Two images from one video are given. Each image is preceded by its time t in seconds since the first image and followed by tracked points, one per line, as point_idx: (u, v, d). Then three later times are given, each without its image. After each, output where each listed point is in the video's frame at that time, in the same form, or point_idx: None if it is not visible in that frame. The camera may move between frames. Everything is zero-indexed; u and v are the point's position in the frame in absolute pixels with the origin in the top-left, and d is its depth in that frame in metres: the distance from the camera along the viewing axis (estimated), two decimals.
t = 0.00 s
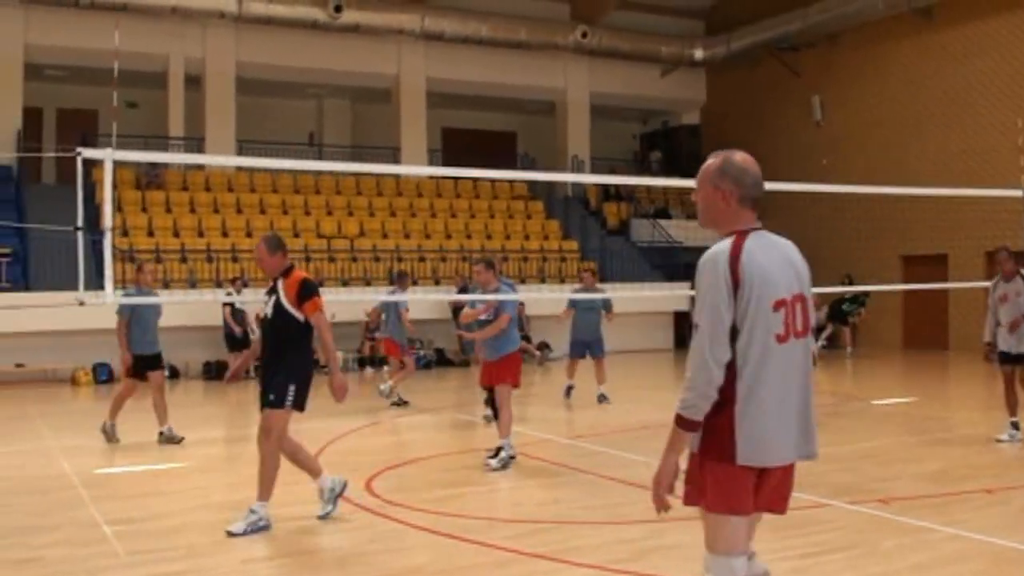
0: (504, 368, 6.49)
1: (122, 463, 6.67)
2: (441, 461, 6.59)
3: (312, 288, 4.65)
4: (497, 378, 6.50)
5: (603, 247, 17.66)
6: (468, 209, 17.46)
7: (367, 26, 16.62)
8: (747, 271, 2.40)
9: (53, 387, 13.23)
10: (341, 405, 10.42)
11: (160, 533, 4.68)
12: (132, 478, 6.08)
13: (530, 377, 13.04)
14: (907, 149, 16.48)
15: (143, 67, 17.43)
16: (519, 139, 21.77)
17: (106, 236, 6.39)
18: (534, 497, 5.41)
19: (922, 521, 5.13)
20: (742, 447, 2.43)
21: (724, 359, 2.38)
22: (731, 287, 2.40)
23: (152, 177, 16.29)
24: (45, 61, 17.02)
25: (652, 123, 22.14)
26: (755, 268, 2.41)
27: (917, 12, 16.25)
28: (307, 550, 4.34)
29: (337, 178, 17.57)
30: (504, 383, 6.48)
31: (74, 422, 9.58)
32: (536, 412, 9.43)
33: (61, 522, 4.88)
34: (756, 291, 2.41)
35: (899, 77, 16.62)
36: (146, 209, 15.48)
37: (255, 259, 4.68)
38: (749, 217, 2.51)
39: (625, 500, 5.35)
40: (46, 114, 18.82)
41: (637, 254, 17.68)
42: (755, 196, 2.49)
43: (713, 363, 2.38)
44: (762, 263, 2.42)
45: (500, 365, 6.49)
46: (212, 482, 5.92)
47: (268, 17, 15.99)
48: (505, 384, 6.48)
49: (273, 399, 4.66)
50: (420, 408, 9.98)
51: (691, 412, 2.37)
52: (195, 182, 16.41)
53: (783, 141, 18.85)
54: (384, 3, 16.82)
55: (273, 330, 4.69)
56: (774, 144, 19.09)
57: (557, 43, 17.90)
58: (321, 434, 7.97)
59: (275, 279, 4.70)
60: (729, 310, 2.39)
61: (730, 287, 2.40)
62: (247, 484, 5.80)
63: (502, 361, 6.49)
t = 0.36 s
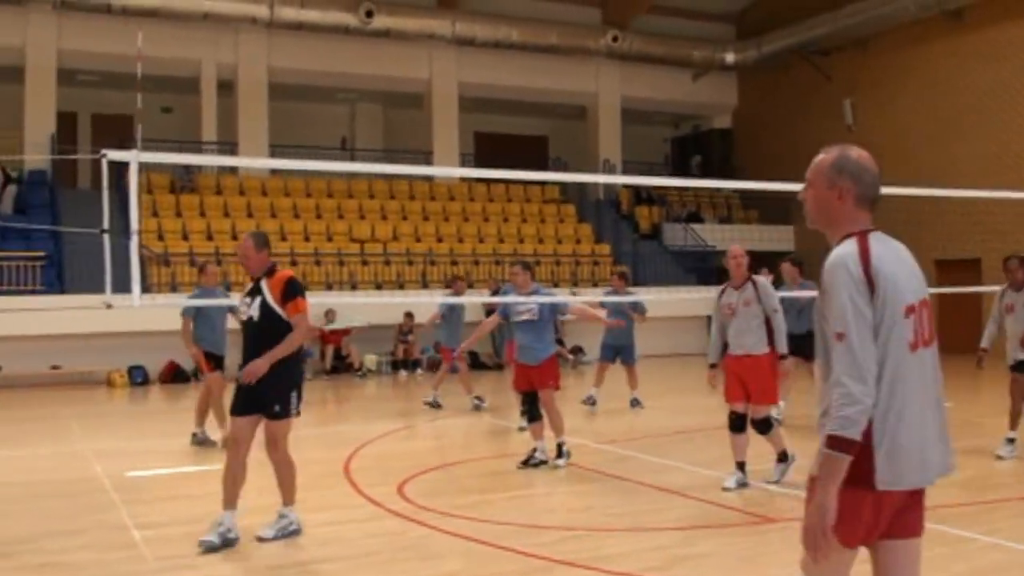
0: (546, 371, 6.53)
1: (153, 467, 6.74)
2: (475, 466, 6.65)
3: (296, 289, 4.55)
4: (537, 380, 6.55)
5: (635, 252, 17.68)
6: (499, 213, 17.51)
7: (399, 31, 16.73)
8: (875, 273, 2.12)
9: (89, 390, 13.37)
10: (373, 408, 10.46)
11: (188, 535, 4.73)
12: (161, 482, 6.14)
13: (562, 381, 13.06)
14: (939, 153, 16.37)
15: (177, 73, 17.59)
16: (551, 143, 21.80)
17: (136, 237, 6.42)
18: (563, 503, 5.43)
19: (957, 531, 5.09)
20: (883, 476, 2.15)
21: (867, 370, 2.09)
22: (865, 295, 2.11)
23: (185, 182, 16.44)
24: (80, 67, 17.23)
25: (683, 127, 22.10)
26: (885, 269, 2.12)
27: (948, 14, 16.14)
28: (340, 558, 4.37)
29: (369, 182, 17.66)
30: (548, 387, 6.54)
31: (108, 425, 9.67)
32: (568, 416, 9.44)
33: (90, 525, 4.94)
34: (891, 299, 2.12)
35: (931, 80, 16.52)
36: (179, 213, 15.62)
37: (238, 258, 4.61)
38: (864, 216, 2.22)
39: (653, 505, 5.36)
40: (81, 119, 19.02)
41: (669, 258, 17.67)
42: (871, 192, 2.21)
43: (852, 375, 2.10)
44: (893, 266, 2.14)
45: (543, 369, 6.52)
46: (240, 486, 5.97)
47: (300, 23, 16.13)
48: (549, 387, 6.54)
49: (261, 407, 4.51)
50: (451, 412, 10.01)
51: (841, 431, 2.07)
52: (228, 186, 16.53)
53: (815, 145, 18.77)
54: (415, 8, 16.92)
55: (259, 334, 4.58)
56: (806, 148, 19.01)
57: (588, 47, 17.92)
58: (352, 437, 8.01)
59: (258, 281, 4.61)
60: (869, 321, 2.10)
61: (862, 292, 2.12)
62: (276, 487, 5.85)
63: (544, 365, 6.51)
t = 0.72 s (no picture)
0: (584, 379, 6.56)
1: (184, 470, 6.83)
2: (506, 472, 6.70)
3: (311, 290, 4.29)
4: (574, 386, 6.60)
5: (666, 256, 17.68)
6: (531, 216, 17.57)
7: (430, 36, 16.86)
8: (1003, 271, 1.87)
9: (125, 393, 13.53)
10: (404, 413, 10.52)
11: (218, 540, 4.79)
12: (191, 486, 6.22)
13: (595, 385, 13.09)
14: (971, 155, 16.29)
15: (211, 79, 17.76)
16: (582, 147, 21.83)
17: (161, 240, 6.36)
18: (592, 511, 5.46)
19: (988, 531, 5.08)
20: (1014, 492, 1.94)
21: (989, 381, 1.87)
22: (991, 295, 1.87)
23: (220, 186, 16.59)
24: (115, 73, 17.42)
25: (714, 131, 22.05)
26: (1018, 269, 1.88)
27: (977, 15, 16.08)
28: (369, 564, 4.41)
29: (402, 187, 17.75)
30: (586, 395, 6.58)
31: (140, 429, 9.77)
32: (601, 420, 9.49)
33: (120, 529, 5.01)
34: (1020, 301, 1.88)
35: (962, 81, 16.44)
36: (213, 217, 15.78)
37: (236, 259, 4.25)
38: (994, 206, 1.95)
39: (680, 514, 5.38)
40: (117, 124, 19.22)
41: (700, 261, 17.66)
42: (996, 179, 1.93)
43: (974, 386, 1.88)
44: None
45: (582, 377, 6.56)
46: (270, 490, 6.03)
47: (333, 27, 16.29)
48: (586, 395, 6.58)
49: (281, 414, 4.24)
50: (481, 417, 10.04)
51: (959, 448, 1.87)
52: (262, 190, 16.66)
53: (847, 148, 18.70)
54: (448, 13, 17.03)
55: (266, 339, 4.26)
56: (838, 151, 18.94)
57: (619, 51, 17.96)
58: (383, 443, 8.07)
59: (261, 283, 4.30)
60: (997, 322, 1.87)
61: (990, 294, 1.88)
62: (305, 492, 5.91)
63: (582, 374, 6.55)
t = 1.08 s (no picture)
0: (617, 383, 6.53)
1: (213, 475, 6.86)
2: (536, 478, 6.68)
3: (372, 301, 4.16)
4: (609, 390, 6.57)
5: (696, 260, 17.63)
6: (561, 221, 17.56)
7: (461, 41, 16.93)
8: None
9: (156, 396, 13.63)
10: (434, 417, 10.52)
11: (246, 547, 4.80)
12: (219, 491, 6.24)
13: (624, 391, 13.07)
14: (1003, 158, 16.15)
15: (243, 84, 17.88)
16: (612, 151, 21.81)
17: (192, 244, 6.28)
18: (622, 520, 5.44)
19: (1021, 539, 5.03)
20: None
21: None
22: None
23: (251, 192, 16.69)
24: (148, 79, 17.57)
25: (744, 135, 21.96)
26: None
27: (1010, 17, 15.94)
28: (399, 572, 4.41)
29: (432, 191, 17.78)
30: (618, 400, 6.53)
31: (171, 432, 9.83)
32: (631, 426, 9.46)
33: (148, 535, 5.03)
34: None
35: (995, 84, 16.30)
36: (244, 222, 15.87)
37: (300, 262, 4.08)
38: None
39: (710, 523, 5.35)
40: (149, 129, 19.37)
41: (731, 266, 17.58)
42: None
43: None
44: None
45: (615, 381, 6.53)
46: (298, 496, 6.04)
47: (363, 33, 16.39)
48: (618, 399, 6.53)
49: (339, 427, 4.05)
50: (511, 422, 10.04)
51: None
52: (293, 196, 16.74)
53: (878, 152, 18.58)
54: (477, 18, 17.07)
55: (324, 350, 4.08)
56: (869, 156, 18.82)
57: (649, 56, 17.94)
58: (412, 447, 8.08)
59: (321, 289, 4.11)
60: None
61: None
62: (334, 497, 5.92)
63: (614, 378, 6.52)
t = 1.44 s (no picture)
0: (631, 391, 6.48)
1: (242, 479, 6.88)
2: (567, 485, 6.66)
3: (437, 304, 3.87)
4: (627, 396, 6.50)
5: (725, 264, 17.56)
6: (590, 225, 17.53)
7: (490, 45, 16.94)
8: None
9: (187, 399, 13.70)
10: (463, 421, 10.54)
11: (276, 552, 4.80)
12: (248, 496, 6.26)
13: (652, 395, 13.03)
14: None
15: (273, 89, 17.97)
16: (641, 154, 21.77)
17: (218, 249, 6.14)
18: (653, 529, 5.41)
19: None
20: None
21: None
22: None
23: (281, 196, 16.77)
24: (178, 85, 17.69)
25: (773, 138, 21.88)
26: None
27: None
28: None
29: (460, 194, 17.80)
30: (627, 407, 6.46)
31: (201, 435, 9.87)
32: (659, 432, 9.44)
33: (177, 540, 5.05)
34: None
35: None
36: (274, 226, 15.93)
37: (395, 257, 3.66)
38: None
39: (742, 531, 5.32)
40: (179, 133, 19.49)
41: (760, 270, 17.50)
42: None
43: None
44: None
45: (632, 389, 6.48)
46: (329, 501, 6.05)
47: (393, 37, 16.47)
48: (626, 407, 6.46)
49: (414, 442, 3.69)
50: (540, 426, 10.03)
51: None
52: (323, 200, 16.80)
53: (908, 155, 18.45)
54: (506, 22, 17.07)
55: (404, 355, 3.69)
56: (899, 159, 18.69)
57: (678, 60, 17.89)
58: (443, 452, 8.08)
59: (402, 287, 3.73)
60: None
61: None
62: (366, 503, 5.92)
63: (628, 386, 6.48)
